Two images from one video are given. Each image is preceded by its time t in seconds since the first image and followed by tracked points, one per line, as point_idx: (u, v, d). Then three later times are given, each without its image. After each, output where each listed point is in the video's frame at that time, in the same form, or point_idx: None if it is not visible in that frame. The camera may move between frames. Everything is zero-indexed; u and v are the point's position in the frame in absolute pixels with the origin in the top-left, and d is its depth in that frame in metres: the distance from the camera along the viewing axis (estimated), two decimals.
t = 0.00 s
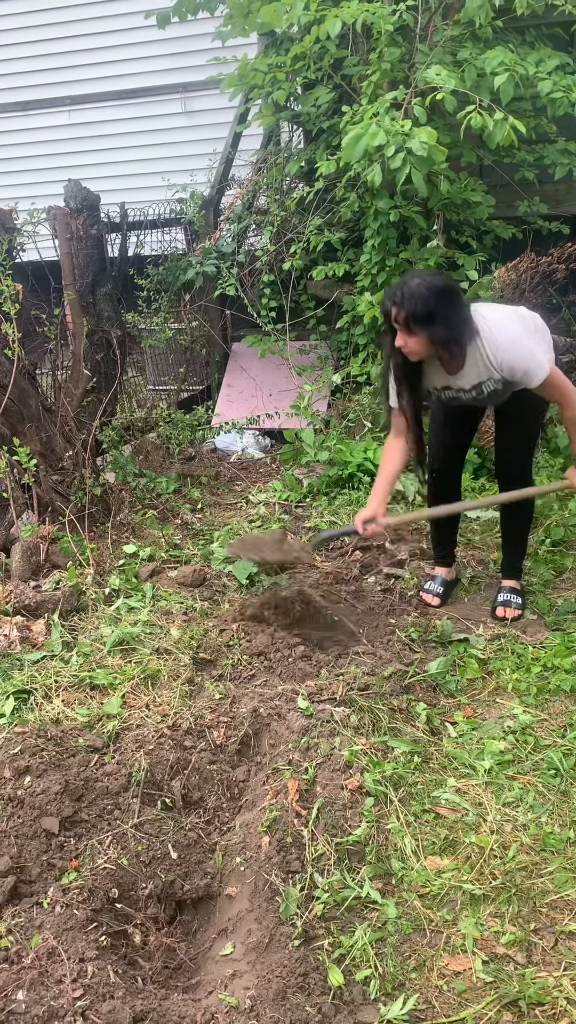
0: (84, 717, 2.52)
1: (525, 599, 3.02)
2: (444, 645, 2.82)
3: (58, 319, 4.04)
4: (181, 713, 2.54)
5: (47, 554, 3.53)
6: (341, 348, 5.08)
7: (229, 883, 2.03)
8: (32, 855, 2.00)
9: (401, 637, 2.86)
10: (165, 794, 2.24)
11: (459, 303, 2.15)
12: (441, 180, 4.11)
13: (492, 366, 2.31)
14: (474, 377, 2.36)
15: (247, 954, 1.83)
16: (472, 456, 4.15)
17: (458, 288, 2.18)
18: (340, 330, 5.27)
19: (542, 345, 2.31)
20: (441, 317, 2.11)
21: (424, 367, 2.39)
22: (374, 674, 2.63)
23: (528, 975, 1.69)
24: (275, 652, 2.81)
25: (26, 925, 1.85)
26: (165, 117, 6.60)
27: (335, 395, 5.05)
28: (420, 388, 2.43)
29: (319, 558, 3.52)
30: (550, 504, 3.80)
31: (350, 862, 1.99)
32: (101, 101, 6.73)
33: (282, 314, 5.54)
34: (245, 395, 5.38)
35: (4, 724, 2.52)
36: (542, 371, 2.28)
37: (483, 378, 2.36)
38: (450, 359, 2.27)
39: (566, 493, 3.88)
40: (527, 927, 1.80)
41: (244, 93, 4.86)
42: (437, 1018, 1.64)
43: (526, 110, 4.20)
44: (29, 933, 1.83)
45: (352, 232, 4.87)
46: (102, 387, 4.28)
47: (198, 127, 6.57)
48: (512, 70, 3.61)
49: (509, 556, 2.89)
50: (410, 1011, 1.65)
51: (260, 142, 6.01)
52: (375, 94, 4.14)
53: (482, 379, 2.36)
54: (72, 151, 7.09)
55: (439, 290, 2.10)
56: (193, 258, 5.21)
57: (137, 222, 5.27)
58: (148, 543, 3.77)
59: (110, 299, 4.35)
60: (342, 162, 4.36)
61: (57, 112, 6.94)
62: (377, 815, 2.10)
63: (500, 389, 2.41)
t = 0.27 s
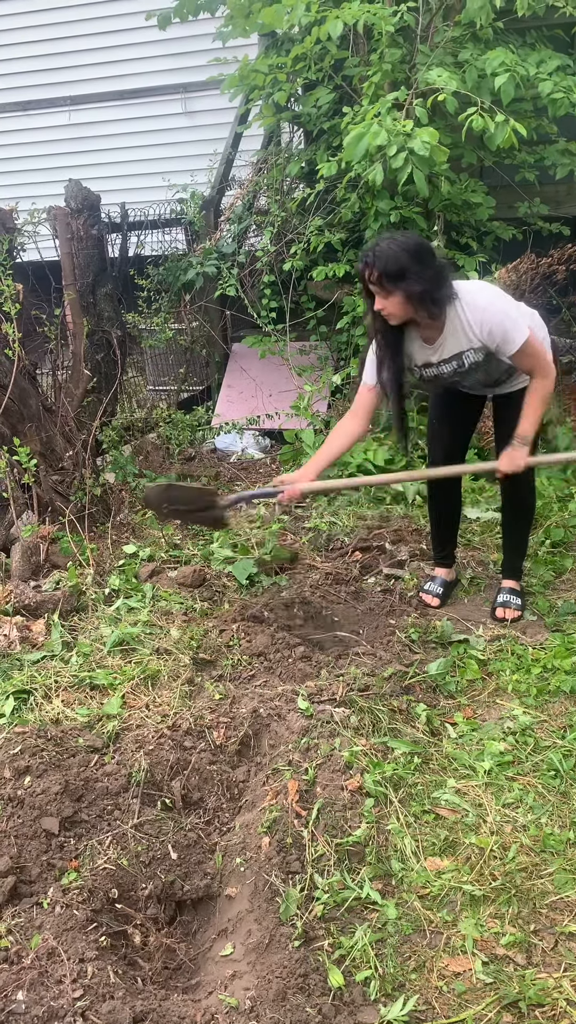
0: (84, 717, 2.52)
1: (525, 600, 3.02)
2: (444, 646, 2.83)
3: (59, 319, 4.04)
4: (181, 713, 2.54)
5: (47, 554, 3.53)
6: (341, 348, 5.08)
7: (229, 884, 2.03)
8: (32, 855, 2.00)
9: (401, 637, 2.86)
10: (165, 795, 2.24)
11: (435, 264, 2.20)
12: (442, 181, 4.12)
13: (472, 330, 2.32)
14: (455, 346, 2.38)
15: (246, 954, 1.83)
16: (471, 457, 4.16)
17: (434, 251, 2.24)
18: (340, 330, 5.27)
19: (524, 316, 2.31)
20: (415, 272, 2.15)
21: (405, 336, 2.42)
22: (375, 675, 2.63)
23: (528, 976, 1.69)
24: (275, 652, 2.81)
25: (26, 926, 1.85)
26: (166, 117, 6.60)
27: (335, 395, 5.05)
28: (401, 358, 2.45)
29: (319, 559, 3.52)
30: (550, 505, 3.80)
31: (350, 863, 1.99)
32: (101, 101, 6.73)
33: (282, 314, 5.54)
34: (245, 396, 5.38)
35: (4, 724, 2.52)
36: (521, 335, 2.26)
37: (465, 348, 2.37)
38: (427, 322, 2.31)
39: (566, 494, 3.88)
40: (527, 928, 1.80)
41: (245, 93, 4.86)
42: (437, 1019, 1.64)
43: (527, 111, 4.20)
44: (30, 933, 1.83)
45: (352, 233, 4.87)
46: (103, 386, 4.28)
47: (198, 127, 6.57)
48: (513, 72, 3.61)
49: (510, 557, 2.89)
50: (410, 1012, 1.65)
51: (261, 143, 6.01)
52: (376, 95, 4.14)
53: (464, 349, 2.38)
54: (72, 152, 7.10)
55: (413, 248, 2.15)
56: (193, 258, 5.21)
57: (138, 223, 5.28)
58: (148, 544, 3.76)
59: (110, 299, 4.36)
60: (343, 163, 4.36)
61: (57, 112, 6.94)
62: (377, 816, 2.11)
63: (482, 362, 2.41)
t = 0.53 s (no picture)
0: (84, 716, 2.52)
1: (525, 600, 3.02)
2: (444, 646, 2.82)
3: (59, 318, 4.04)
4: (181, 712, 2.54)
5: (47, 553, 3.53)
6: (341, 348, 5.08)
7: (229, 883, 2.03)
8: (32, 854, 2.00)
9: (401, 637, 2.86)
10: (165, 793, 2.24)
11: (414, 260, 2.21)
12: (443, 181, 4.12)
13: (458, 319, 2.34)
14: (442, 339, 2.39)
15: (247, 953, 1.83)
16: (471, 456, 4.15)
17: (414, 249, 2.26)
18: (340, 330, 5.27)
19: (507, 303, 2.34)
20: (395, 267, 2.17)
21: (392, 336, 2.44)
22: (375, 674, 2.63)
23: (529, 976, 1.69)
24: (274, 652, 2.81)
25: (27, 924, 1.85)
26: (166, 116, 6.59)
27: (335, 395, 5.05)
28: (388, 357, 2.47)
29: (319, 558, 3.51)
30: (550, 505, 3.80)
31: (350, 862, 1.99)
32: (102, 100, 6.73)
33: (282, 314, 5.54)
34: (246, 395, 5.38)
35: (4, 722, 2.51)
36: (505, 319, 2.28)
37: (452, 340, 2.38)
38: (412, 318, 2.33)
39: (566, 493, 3.88)
40: (527, 928, 1.80)
41: (246, 92, 4.86)
42: (437, 1018, 1.64)
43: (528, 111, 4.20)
44: (30, 931, 1.83)
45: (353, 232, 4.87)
46: (103, 385, 4.28)
47: (198, 126, 6.57)
48: (514, 72, 3.61)
49: (509, 557, 2.89)
50: (410, 1011, 1.65)
51: (261, 142, 6.00)
52: (377, 94, 4.14)
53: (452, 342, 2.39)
54: (72, 151, 7.09)
55: (391, 244, 2.17)
56: (194, 257, 5.22)
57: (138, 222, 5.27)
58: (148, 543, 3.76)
59: (111, 298, 4.36)
60: (344, 162, 4.36)
61: (57, 110, 6.93)
62: (377, 815, 2.10)
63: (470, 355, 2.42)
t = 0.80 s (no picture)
0: (84, 715, 2.52)
1: (525, 600, 3.02)
2: (444, 645, 2.82)
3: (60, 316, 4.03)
4: (182, 710, 2.55)
5: (48, 552, 3.53)
6: (341, 347, 5.08)
7: (230, 881, 2.03)
8: (32, 852, 2.00)
9: (402, 636, 2.86)
10: (165, 792, 2.24)
11: (412, 248, 2.20)
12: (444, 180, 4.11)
13: (455, 302, 2.30)
14: (440, 323, 2.36)
15: (247, 952, 1.83)
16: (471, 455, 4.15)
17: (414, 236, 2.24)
18: (341, 329, 5.26)
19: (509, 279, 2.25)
20: (389, 253, 2.14)
21: (389, 323, 2.44)
22: (375, 674, 2.63)
23: (529, 975, 1.69)
24: (275, 651, 2.81)
25: (27, 922, 1.85)
26: (167, 114, 6.59)
27: (335, 394, 5.04)
28: (383, 346, 2.49)
29: (319, 558, 3.51)
30: (550, 504, 3.80)
31: (351, 861, 1.99)
32: (103, 98, 6.72)
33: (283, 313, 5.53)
34: (246, 394, 5.37)
35: (4, 721, 2.51)
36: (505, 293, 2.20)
37: (450, 323, 2.36)
38: (408, 304, 2.32)
39: (566, 493, 3.88)
40: (527, 927, 1.80)
41: (247, 92, 4.85)
42: (437, 1017, 1.64)
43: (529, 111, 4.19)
44: (30, 929, 1.83)
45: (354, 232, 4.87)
46: (103, 383, 4.28)
47: (199, 125, 6.56)
48: (516, 72, 3.61)
49: (509, 557, 2.89)
50: (411, 1010, 1.66)
51: (263, 141, 6.00)
52: (379, 94, 4.14)
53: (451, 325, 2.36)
54: (73, 149, 7.09)
55: (384, 230, 2.16)
56: (195, 256, 5.22)
57: (139, 220, 5.27)
58: (148, 542, 3.76)
59: (111, 296, 4.35)
60: (345, 162, 4.35)
61: (59, 108, 6.93)
62: (378, 814, 2.10)
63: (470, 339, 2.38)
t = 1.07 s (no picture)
0: (85, 713, 2.52)
1: (525, 600, 3.02)
2: (444, 645, 2.82)
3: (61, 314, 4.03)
4: (182, 709, 2.55)
5: (48, 550, 3.53)
6: (342, 347, 5.08)
7: (229, 880, 2.03)
8: (32, 850, 2.01)
9: (402, 636, 2.86)
10: (165, 791, 2.24)
11: (413, 218, 2.23)
12: (445, 180, 4.11)
13: (458, 267, 2.30)
14: (441, 291, 2.34)
15: (247, 951, 1.83)
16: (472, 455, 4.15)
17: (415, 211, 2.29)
18: (341, 329, 5.26)
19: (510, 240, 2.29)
20: (387, 221, 2.17)
21: (393, 300, 2.44)
22: (375, 673, 2.63)
23: (529, 976, 1.69)
24: (275, 650, 2.81)
25: (27, 921, 1.85)
26: (169, 113, 6.58)
27: (336, 393, 5.04)
28: (386, 317, 2.47)
29: (320, 557, 3.51)
30: (550, 504, 3.80)
31: (350, 861, 1.99)
32: (104, 97, 6.72)
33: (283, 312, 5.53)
34: (247, 393, 5.37)
35: (4, 719, 2.52)
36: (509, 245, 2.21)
37: (452, 292, 2.33)
38: (410, 273, 2.32)
39: (566, 493, 3.88)
40: (527, 927, 1.80)
41: (248, 91, 4.85)
42: (437, 1016, 1.64)
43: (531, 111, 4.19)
44: (30, 928, 1.83)
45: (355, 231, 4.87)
46: (104, 382, 4.29)
47: (200, 124, 6.55)
48: (518, 72, 3.61)
49: (510, 557, 2.89)
50: (410, 1010, 1.66)
51: (264, 140, 6.00)
52: (380, 94, 4.13)
53: (452, 294, 2.34)
54: (74, 148, 7.08)
55: (382, 200, 2.20)
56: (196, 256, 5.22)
57: (140, 219, 5.27)
58: (149, 540, 3.76)
59: (112, 295, 4.38)
60: (347, 161, 4.35)
61: (60, 106, 6.92)
62: (378, 814, 2.11)
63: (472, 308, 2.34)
